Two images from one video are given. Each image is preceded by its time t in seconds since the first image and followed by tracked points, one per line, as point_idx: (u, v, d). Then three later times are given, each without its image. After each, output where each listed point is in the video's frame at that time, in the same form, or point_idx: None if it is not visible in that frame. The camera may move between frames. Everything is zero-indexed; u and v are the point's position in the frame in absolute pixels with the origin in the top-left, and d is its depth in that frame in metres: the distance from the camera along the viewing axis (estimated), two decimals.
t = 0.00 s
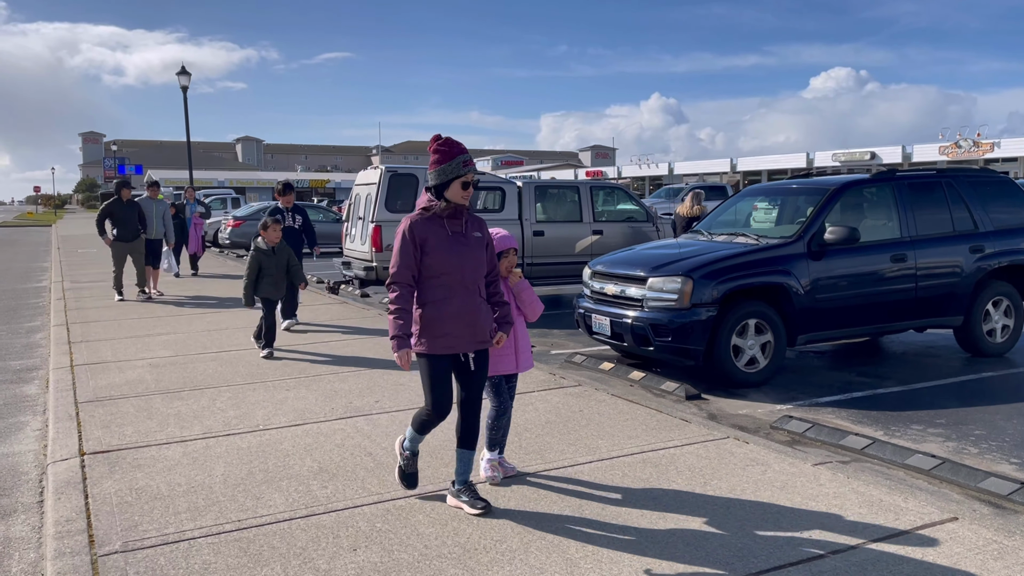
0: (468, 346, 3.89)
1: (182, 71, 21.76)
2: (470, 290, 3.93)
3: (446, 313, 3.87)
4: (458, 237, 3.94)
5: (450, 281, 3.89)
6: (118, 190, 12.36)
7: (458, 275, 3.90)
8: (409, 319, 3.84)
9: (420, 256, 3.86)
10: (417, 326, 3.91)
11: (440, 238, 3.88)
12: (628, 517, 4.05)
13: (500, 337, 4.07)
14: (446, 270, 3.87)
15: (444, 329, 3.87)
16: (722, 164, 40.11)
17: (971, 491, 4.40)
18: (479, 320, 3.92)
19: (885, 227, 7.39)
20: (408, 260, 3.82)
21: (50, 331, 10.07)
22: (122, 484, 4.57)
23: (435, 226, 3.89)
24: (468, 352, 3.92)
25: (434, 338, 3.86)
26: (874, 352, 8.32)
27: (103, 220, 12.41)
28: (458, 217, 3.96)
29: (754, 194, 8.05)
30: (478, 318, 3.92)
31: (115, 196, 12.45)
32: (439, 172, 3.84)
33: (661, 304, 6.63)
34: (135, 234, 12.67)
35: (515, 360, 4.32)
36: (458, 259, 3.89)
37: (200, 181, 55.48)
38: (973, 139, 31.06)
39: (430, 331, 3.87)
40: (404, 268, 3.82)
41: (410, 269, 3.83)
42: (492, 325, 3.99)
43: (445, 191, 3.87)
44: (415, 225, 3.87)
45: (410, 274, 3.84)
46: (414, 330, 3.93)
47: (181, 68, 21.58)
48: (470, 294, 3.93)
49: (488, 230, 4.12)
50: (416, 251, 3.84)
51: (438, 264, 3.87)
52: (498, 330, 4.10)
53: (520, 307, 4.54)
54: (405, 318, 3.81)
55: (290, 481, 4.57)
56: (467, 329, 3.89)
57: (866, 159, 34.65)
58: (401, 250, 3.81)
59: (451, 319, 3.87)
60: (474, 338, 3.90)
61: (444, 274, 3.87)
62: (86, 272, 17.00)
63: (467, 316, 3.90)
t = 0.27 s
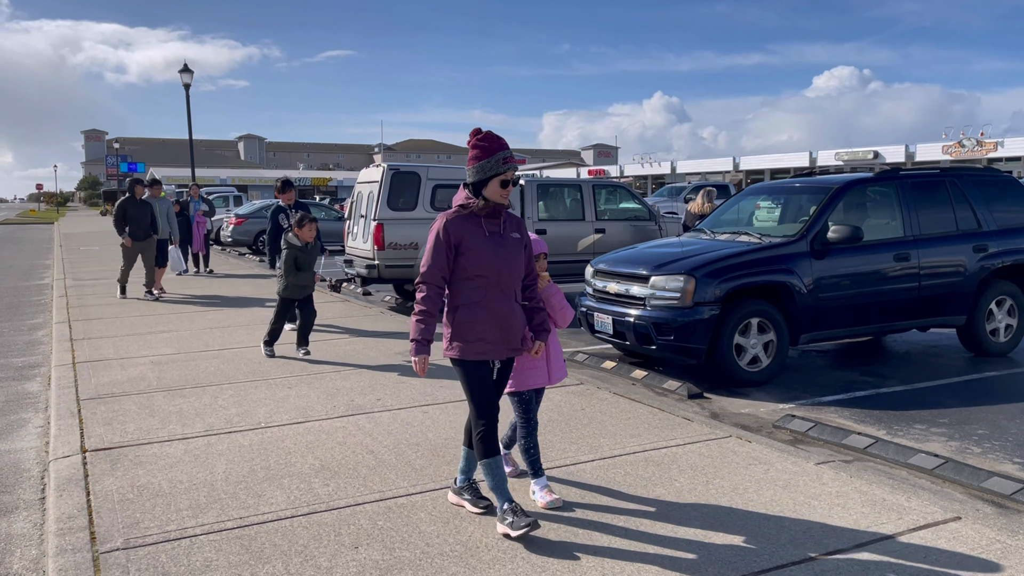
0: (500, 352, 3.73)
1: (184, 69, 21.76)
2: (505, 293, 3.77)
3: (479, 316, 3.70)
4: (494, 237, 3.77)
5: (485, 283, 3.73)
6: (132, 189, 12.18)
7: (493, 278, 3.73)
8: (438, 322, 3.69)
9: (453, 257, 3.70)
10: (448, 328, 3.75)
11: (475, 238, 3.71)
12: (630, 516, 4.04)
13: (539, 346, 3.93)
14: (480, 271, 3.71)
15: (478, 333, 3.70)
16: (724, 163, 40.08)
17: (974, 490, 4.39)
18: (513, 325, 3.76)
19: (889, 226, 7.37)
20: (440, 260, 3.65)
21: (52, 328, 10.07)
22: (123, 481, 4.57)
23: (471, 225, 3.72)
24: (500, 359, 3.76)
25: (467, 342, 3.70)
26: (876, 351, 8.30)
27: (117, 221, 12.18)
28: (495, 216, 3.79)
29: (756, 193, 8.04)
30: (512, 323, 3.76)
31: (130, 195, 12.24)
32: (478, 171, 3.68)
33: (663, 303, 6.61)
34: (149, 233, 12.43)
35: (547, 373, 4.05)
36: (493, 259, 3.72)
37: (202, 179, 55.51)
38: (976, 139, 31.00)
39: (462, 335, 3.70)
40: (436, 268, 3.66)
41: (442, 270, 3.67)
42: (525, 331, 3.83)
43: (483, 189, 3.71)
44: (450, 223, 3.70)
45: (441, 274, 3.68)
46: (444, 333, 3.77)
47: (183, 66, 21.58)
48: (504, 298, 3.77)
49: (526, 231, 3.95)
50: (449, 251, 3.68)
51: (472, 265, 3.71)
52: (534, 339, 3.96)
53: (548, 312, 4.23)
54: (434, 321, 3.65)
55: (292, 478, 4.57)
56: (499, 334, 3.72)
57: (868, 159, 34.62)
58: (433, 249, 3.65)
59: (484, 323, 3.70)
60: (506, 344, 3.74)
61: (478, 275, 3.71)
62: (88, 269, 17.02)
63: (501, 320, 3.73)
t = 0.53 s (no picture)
0: (541, 361, 3.58)
1: (185, 67, 21.74)
2: (545, 298, 3.62)
3: (519, 323, 3.55)
4: (532, 238, 3.62)
5: (525, 287, 3.57)
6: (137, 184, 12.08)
7: (533, 281, 3.58)
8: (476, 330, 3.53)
9: (491, 260, 3.55)
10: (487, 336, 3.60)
11: (515, 240, 3.55)
12: (630, 514, 4.04)
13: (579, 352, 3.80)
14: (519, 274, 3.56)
15: (519, 341, 3.54)
16: (725, 162, 40.07)
17: (975, 489, 4.39)
18: (554, 331, 3.61)
19: (889, 225, 7.36)
20: (479, 264, 3.49)
21: (52, 325, 10.07)
22: (123, 478, 4.57)
23: (508, 226, 3.56)
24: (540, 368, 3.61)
25: (506, 350, 3.54)
26: (877, 350, 8.30)
27: (123, 217, 12.05)
28: (533, 215, 3.63)
29: (757, 191, 8.03)
30: (553, 329, 3.61)
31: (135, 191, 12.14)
32: (512, 165, 3.53)
33: (664, 301, 6.61)
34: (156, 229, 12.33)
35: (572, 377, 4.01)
36: (533, 262, 3.57)
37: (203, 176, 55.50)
38: (977, 138, 30.99)
39: (501, 343, 3.55)
40: (474, 272, 3.50)
41: (481, 274, 3.51)
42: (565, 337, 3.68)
43: (520, 185, 3.57)
44: (487, 223, 3.54)
45: (480, 279, 3.52)
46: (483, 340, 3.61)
47: (185, 63, 21.57)
48: (545, 303, 3.62)
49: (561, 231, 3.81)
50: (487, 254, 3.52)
51: (511, 268, 3.55)
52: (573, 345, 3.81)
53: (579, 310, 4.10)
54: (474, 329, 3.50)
55: (292, 476, 4.57)
56: (541, 341, 3.57)
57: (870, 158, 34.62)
58: (471, 253, 3.49)
59: (525, 329, 3.55)
60: (548, 352, 3.59)
61: (517, 279, 3.56)
62: (88, 266, 17.02)
63: (543, 326, 3.58)
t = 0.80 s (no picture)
0: (584, 370, 3.37)
1: (184, 63, 21.71)
2: (588, 303, 3.39)
3: (562, 329, 3.33)
4: (575, 239, 3.38)
5: (568, 291, 3.34)
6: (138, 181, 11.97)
7: (577, 285, 3.35)
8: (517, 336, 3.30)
9: (532, 261, 3.32)
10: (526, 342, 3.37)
11: (557, 241, 3.33)
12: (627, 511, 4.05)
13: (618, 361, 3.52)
14: (562, 277, 3.32)
15: (562, 349, 3.32)
16: (725, 160, 40.06)
17: (972, 487, 4.40)
18: (598, 339, 3.39)
19: (888, 224, 7.36)
20: (521, 266, 3.26)
21: (51, 322, 10.07)
22: (121, 474, 4.57)
23: (549, 225, 3.33)
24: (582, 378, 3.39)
25: (546, 359, 3.33)
26: (875, 348, 8.30)
27: (125, 215, 11.93)
28: (574, 214, 3.41)
29: (756, 189, 8.02)
30: (597, 336, 3.39)
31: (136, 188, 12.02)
32: (560, 162, 3.30)
33: (662, 299, 6.61)
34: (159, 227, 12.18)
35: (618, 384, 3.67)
36: (577, 264, 3.34)
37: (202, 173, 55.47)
38: (977, 137, 31.01)
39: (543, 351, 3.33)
40: (516, 274, 3.26)
41: (522, 276, 3.28)
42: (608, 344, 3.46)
43: (564, 184, 3.34)
44: (528, 221, 3.31)
45: (522, 281, 3.28)
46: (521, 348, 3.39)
47: (184, 59, 21.54)
48: (588, 309, 3.39)
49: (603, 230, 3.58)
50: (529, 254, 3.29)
51: (554, 270, 3.31)
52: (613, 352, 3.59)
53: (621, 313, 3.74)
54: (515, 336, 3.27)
55: (290, 472, 4.57)
56: (585, 349, 3.35)
57: (869, 156, 34.63)
58: (512, 253, 3.25)
59: (568, 337, 3.33)
60: (592, 360, 3.38)
61: (559, 282, 3.32)
62: (87, 263, 17.01)
63: (586, 334, 3.36)
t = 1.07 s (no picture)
0: (638, 374, 3.20)
1: (182, 59, 21.67)
2: (640, 304, 3.24)
3: (613, 332, 3.17)
4: (626, 236, 3.23)
5: (619, 291, 3.19)
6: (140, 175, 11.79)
7: (628, 284, 3.20)
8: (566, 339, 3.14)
9: (581, 260, 3.17)
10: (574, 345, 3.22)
11: (608, 239, 3.18)
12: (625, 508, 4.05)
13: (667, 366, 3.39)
14: (613, 276, 3.18)
15: (614, 351, 3.17)
16: (723, 158, 40.08)
17: (968, 485, 4.40)
18: (651, 341, 3.24)
19: (886, 222, 7.37)
20: (570, 264, 3.12)
21: (48, 318, 10.05)
22: (118, 471, 4.57)
23: (600, 222, 3.19)
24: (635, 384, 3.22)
25: (597, 363, 3.17)
26: (873, 346, 8.31)
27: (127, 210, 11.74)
28: (624, 210, 3.25)
29: (754, 187, 8.03)
30: (650, 338, 3.23)
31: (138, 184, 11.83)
32: (614, 152, 3.12)
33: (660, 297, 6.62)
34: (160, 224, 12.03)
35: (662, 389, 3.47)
36: (629, 262, 3.19)
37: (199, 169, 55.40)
38: (975, 135, 31.06)
39: (594, 354, 3.17)
40: (564, 273, 3.12)
41: (569, 276, 3.13)
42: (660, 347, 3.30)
43: (616, 177, 3.17)
44: (577, 218, 3.16)
45: (570, 281, 3.14)
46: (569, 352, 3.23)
47: (182, 56, 21.51)
48: (640, 310, 3.23)
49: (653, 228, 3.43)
50: (577, 253, 3.15)
51: (604, 269, 3.17)
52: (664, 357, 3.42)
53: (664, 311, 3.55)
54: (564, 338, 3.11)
55: (287, 469, 4.57)
56: (638, 352, 3.19)
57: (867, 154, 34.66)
58: (560, 252, 3.11)
59: (620, 340, 3.17)
60: (645, 364, 3.22)
61: (610, 281, 3.18)
62: (84, 259, 16.98)
63: (639, 336, 3.20)
